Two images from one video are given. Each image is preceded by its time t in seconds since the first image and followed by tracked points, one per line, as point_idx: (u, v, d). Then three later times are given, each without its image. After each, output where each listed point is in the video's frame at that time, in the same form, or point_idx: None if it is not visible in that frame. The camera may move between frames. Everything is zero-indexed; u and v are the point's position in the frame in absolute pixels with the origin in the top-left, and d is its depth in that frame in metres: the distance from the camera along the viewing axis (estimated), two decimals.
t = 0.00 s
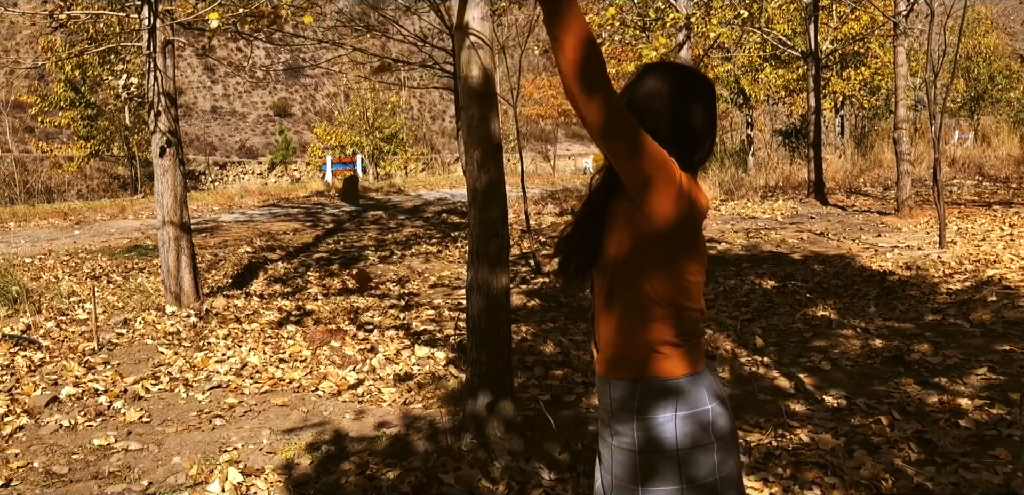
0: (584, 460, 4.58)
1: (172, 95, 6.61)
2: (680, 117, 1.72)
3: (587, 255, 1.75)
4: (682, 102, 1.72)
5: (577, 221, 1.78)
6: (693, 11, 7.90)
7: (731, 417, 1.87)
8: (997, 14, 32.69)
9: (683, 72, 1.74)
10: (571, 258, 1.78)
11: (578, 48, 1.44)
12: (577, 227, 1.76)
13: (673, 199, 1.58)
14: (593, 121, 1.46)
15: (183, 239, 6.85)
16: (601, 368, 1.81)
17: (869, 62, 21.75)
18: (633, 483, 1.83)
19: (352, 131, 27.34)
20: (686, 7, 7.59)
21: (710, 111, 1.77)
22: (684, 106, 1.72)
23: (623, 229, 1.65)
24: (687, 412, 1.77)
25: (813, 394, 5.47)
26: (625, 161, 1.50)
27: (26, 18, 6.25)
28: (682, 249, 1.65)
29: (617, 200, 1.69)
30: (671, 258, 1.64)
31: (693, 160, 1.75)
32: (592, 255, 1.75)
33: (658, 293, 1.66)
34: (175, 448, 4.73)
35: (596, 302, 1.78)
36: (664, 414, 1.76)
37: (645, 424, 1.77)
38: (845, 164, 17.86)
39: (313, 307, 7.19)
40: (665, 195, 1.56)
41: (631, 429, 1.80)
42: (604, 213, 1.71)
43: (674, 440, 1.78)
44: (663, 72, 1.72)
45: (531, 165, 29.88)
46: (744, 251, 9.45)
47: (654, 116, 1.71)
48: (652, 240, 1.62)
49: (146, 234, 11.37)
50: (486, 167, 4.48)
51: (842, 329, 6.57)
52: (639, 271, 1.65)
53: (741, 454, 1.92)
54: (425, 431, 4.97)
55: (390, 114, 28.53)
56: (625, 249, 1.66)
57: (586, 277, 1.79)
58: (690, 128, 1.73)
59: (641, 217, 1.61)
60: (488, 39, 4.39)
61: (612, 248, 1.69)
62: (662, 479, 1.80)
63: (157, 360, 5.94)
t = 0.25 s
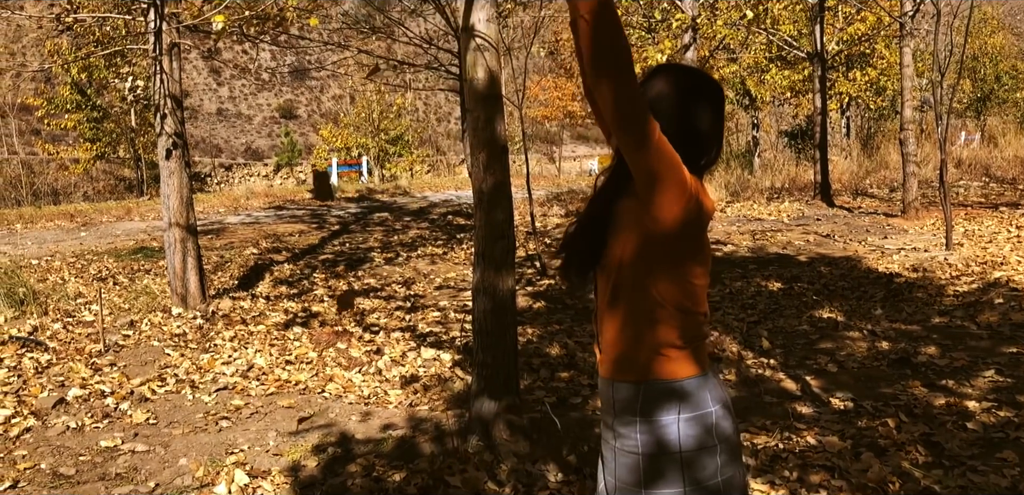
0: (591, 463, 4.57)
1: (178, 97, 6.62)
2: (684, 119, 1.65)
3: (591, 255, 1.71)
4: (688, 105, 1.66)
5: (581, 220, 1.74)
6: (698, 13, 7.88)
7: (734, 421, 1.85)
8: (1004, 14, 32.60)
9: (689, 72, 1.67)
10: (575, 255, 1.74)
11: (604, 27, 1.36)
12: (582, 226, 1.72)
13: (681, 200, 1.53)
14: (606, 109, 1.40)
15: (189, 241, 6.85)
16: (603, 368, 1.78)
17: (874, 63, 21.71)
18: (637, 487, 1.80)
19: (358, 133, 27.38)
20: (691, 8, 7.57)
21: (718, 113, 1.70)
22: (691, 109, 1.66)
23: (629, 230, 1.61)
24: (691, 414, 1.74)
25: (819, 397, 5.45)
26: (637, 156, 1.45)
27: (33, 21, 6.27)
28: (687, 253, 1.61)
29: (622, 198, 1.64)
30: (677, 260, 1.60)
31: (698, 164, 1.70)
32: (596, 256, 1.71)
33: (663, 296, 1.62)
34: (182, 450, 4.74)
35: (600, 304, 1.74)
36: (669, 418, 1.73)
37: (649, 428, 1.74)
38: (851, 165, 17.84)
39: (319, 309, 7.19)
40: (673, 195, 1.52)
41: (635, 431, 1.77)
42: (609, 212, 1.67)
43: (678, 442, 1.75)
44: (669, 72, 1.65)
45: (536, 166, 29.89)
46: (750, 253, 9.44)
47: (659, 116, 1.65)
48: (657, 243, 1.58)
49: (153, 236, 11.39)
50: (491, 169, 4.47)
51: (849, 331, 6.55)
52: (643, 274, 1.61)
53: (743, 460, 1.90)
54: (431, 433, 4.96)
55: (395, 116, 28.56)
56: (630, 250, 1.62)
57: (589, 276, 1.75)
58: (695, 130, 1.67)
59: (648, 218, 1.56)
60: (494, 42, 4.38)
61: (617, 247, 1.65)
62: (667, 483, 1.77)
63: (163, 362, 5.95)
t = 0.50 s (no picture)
0: (598, 466, 4.56)
1: (186, 101, 6.63)
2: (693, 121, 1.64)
3: (597, 256, 1.70)
4: (697, 108, 1.64)
5: (587, 220, 1.72)
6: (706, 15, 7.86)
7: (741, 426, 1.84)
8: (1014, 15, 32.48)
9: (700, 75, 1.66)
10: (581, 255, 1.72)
11: (637, 18, 1.36)
12: (588, 226, 1.71)
13: (691, 199, 1.52)
14: (626, 101, 1.40)
15: (197, 243, 6.86)
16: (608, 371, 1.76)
17: (882, 65, 21.66)
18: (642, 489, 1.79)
19: (365, 136, 27.43)
20: (699, 11, 7.55)
21: (728, 117, 1.68)
22: (700, 112, 1.64)
23: (637, 231, 1.59)
24: (697, 418, 1.73)
25: (827, 400, 5.44)
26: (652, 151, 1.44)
27: (42, 25, 6.28)
28: (696, 256, 1.59)
29: (632, 198, 1.63)
30: (685, 263, 1.58)
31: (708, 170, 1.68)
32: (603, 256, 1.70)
33: (670, 299, 1.61)
34: (190, 453, 4.74)
35: (607, 306, 1.72)
36: (675, 421, 1.72)
37: (655, 430, 1.73)
38: (858, 168, 17.80)
39: (327, 311, 7.19)
40: (684, 194, 1.50)
41: (640, 433, 1.75)
42: (617, 213, 1.66)
43: (684, 443, 1.73)
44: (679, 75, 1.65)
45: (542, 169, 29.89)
46: (758, 256, 9.42)
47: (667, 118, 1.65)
48: (665, 244, 1.56)
49: (161, 239, 11.41)
50: (499, 172, 4.47)
51: (857, 335, 6.53)
52: (650, 275, 1.59)
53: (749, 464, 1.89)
54: (439, 436, 4.96)
55: (402, 118, 28.59)
56: (638, 251, 1.60)
57: (595, 277, 1.74)
58: (704, 135, 1.66)
59: (657, 218, 1.55)
60: (502, 45, 4.40)
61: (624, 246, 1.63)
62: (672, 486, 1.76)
63: (171, 364, 5.95)
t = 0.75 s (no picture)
0: (607, 471, 4.54)
1: (195, 105, 6.64)
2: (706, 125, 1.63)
3: (607, 258, 1.70)
4: (709, 112, 1.63)
5: (598, 222, 1.73)
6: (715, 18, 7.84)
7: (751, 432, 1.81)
8: None
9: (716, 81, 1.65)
10: (591, 256, 1.73)
11: (665, 28, 1.38)
12: (600, 229, 1.71)
13: (703, 204, 1.51)
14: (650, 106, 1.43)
15: (206, 247, 6.87)
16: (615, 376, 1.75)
17: (891, 68, 21.59)
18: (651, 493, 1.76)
19: (373, 139, 27.50)
20: (708, 13, 7.54)
21: (739, 121, 1.65)
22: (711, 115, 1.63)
23: (647, 233, 1.59)
24: (707, 422, 1.70)
25: (838, 404, 5.41)
26: (667, 150, 1.46)
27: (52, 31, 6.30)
28: (707, 261, 1.58)
29: (644, 201, 1.63)
30: (695, 268, 1.57)
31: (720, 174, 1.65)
32: (612, 258, 1.69)
33: (678, 303, 1.59)
34: (199, 456, 4.74)
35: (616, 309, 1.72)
36: (684, 426, 1.69)
37: (664, 433, 1.70)
38: (868, 171, 17.76)
39: (336, 315, 7.20)
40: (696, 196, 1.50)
41: (648, 437, 1.73)
42: (629, 215, 1.66)
43: (693, 447, 1.71)
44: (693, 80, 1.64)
45: (550, 173, 29.91)
46: (767, 259, 9.40)
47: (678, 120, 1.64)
48: (674, 246, 1.56)
49: (170, 243, 11.46)
50: (507, 176, 4.47)
51: (867, 339, 6.50)
52: (659, 278, 1.59)
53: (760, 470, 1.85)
54: (448, 440, 4.95)
55: (410, 122, 28.66)
56: (649, 255, 1.59)
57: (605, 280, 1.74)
58: (716, 140, 1.63)
59: (667, 220, 1.55)
60: (510, 48, 4.39)
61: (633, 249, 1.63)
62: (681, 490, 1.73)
63: (181, 368, 5.96)
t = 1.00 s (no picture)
0: (618, 477, 4.53)
1: (205, 110, 6.66)
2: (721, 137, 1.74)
3: (623, 264, 1.85)
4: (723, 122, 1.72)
5: (616, 229, 1.87)
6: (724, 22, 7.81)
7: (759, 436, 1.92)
8: None
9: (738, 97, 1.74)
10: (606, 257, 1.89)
11: (704, 60, 1.55)
12: (618, 236, 1.86)
13: (718, 216, 1.64)
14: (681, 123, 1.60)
15: (217, 252, 6.89)
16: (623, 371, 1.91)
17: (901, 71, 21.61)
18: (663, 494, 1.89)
19: (383, 144, 27.55)
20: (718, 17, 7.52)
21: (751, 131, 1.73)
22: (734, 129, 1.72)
23: (659, 239, 1.74)
24: (717, 429, 1.83)
25: (849, 410, 5.39)
26: (691, 162, 1.61)
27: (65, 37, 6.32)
28: (717, 268, 1.71)
29: (661, 209, 1.77)
30: (706, 275, 1.71)
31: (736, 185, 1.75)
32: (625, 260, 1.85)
33: (687, 306, 1.73)
34: (210, 461, 4.74)
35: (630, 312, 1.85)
36: (694, 431, 1.82)
37: (675, 438, 1.83)
38: (879, 175, 17.70)
39: (346, 319, 7.20)
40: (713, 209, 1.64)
41: (659, 444, 1.86)
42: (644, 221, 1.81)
43: (704, 453, 1.83)
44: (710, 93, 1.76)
45: (559, 178, 29.90)
46: (778, 264, 9.37)
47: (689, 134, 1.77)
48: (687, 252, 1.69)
49: (181, 247, 11.48)
50: (518, 181, 4.45)
51: (878, 344, 6.47)
52: (670, 281, 1.73)
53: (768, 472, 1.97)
54: (458, 445, 4.94)
55: (419, 126, 28.69)
56: (662, 260, 1.74)
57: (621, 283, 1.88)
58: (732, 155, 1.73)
59: (679, 227, 1.70)
60: (521, 53, 4.40)
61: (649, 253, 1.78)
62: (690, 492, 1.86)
63: (191, 373, 5.97)
